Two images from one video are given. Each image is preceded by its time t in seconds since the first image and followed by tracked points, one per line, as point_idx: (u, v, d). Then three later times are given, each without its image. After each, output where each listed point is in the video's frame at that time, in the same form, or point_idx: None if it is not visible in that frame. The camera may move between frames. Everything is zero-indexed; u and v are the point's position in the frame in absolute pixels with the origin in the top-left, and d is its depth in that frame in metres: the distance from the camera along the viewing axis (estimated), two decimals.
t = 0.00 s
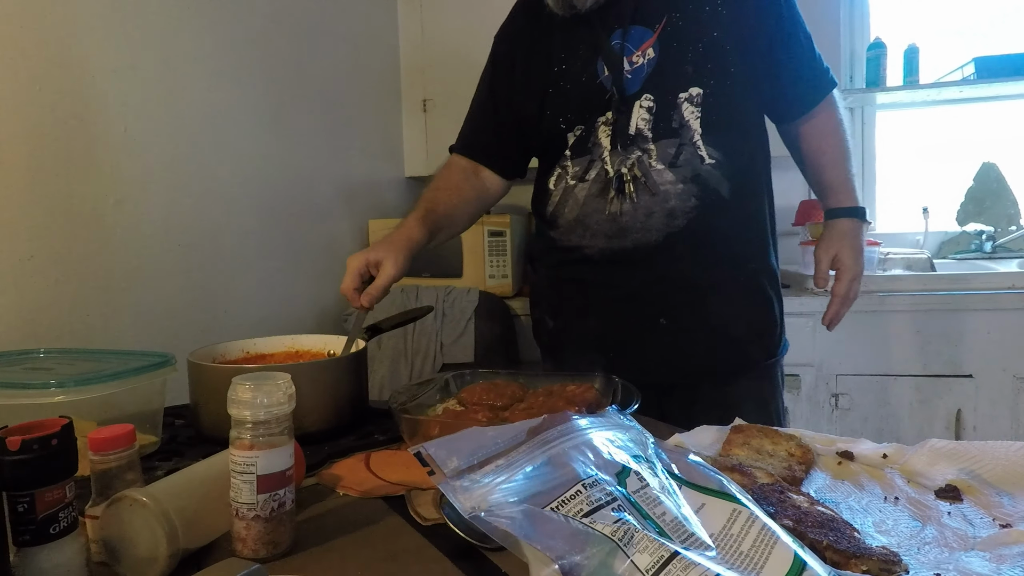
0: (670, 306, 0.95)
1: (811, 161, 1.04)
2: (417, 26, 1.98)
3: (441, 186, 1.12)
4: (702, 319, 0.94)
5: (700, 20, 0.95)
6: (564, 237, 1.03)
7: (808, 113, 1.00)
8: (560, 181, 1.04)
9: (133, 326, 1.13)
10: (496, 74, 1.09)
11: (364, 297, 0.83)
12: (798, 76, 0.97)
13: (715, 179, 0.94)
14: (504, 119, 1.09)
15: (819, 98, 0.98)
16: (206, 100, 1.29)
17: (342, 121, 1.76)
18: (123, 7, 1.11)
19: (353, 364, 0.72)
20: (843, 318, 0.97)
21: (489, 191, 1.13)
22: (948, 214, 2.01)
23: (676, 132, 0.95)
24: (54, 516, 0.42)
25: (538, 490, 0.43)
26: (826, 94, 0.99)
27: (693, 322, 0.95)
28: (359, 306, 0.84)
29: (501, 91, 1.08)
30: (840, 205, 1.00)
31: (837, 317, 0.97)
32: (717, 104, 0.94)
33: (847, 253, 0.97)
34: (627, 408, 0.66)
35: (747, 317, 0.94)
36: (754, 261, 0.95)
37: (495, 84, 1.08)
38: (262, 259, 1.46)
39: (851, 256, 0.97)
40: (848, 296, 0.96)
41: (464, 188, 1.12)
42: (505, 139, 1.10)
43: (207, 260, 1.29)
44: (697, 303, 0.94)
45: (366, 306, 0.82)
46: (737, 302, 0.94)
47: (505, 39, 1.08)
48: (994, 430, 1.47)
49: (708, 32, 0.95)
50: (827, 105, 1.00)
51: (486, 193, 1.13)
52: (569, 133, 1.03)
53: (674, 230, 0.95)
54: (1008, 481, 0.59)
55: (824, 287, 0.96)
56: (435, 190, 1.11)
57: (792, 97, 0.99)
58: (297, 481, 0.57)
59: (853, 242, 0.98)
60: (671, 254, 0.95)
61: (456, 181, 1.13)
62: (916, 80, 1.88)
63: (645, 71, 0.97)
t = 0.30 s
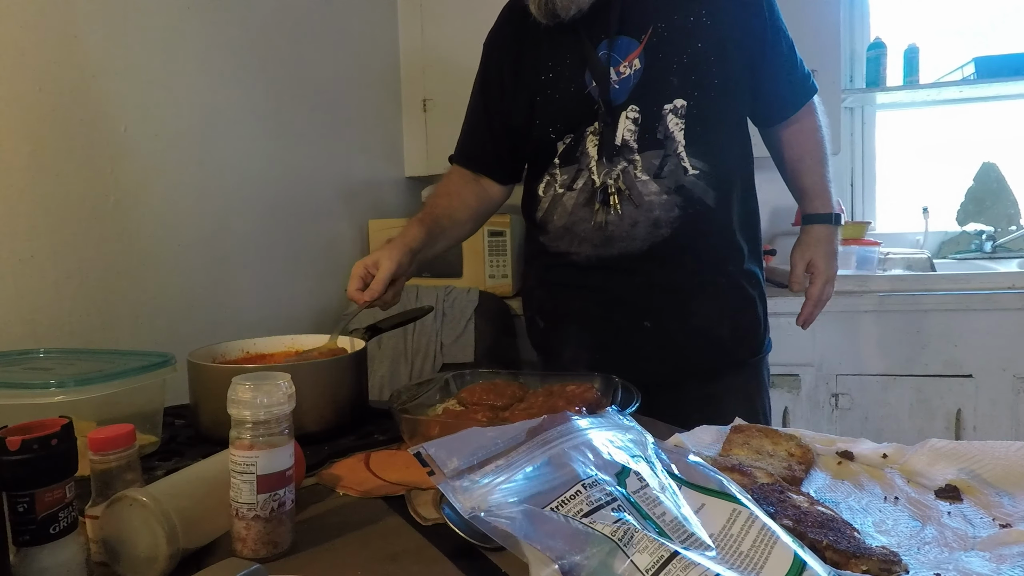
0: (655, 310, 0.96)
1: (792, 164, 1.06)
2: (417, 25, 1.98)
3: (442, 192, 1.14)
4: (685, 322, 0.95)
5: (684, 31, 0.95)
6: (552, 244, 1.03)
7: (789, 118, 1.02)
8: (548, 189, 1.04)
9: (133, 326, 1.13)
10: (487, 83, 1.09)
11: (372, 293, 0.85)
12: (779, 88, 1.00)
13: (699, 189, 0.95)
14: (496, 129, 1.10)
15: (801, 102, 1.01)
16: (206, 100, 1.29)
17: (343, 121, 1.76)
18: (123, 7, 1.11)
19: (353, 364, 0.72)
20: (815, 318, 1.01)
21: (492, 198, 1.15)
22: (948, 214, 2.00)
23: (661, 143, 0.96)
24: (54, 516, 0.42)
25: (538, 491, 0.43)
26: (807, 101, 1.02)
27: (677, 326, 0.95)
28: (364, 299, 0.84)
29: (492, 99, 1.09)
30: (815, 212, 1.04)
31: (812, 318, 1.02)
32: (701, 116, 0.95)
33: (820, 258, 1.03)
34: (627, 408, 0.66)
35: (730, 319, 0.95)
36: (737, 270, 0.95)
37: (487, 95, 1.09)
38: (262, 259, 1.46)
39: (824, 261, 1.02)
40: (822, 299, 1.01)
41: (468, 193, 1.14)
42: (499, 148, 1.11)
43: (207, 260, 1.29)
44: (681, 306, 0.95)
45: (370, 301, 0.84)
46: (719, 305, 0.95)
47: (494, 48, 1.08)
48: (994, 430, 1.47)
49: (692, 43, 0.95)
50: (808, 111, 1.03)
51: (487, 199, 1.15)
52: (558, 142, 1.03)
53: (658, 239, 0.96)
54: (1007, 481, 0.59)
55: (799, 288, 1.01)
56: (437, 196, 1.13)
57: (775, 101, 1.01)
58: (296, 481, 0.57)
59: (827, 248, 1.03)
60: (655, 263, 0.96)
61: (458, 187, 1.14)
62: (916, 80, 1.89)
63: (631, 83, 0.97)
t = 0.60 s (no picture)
0: (648, 310, 0.96)
1: (787, 163, 1.06)
2: (417, 25, 1.98)
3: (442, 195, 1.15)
4: (677, 322, 0.95)
5: (677, 35, 0.95)
6: (547, 246, 1.04)
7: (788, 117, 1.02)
8: (542, 192, 1.04)
9: (133, 326, 1.13)
10: (485, 87, 1.09)
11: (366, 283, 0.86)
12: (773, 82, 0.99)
13: (690, 193, 0.95)
14: (494, 132, 1.10)
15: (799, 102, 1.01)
16: (206, 100, 1.30)
17: (343, 121, 1.76)
18: (123, 7, 1.11)
19: (353, 364, 0.72)
20: (809, 321, 1.00)
21: (491, 200, 1.16)
22: (948, 214, 2.00)
23: (652, 147, 0.96)
24: (54, 516, 0.42)
25: (538, 492, 0.43)
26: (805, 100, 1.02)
27: (669, 326, 0.95)
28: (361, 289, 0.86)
29: (490, 104, 1.09)
30: (810, 212, 1.03)
31: (805, 320, 1.01)
32: (692, 120, 0.95)
33: (815, 259, 1.01)
34: (627, 408, 0.66)
35: (723, 319, 0.95)
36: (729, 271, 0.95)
37: (485, 98, 1.09)
38: (262, 259, 1.46)
39: (819, 262, 1.00)
40: (816, 301, 0.99)
41: (467, 195, 1.15)
42: (498, 151, 1.11)
43: (207, 260, 1.29)
44: (672, 307, 0.95)
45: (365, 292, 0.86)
46: (710, 305, 0.94)
47: (490, 52, 1.09)
48: (994, 430, 1.47)
49: (682, 47, 0.95)
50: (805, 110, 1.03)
51: (486, 202, 1.16)
52: (552, 146, 1.03)
53: (650, 242, 0.96)
54: (1007, 481, 0.59)
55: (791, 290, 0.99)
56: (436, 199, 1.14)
57: (772, 101, 1.00)
58: (297, 481, 0.57)
59: (822, 248, 1.01)
60: (648, 265, 0.96)
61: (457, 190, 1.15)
62: (916, 80, 1.89)
63: (623, 87, 0.97)
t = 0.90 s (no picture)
0: (648, 310, 0.96)
1: (789, 165, 1.06)
2: (417, 25, 1.98)
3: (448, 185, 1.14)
4: (678, 322, 0.95)
5: (680, 36, 0.95)
6: (547, 246, 1.04)
7: (791, 120, 1.01)
8: (543, 192, 1.04)
9: (133, 325, 1.13)
10: (487, 86, 1.09)
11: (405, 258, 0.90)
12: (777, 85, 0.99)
13: (690, 195, 0.95)
14: (495, 130, 1.10)
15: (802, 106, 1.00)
16: (206, 100, 1.30)
17: (343, 120, 1.76)
18: (123, 6, 1.11)
19: (353, 364, 0.72)
20: (807, 326, 1.00)
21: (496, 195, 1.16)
22: (948, 214, 2.00)
23: (653, 148, 0.96)
24: (54, 516, 0.42)
25: (538, 492, 0.43)
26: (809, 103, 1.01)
27: (670, 327, 0.95)
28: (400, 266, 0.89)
29: (491, 102, 1.09)
30: (809, 218, 1.03)
31: (803, 326, 1.01)
32: (694, 122, 0.95)
33: (813, 264, 1.01)
34: (627, 408, 0.66)
35: (723, 321, 0.95)
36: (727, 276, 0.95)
37: (487, 97, 1.09)
38: (261, 258, 1.46)
39: (817, 268, 1.00)
40: (814, 306, 1.00)
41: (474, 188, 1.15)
42: (499, 149, 1.11)
43: (207, 260, 1.29)
44: (672, 307, 0.95)
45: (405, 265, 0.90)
46: (710, 306, 0.94)
47: (493, 51, 1.09)
48: (994, 430, 1.47)
49: (686, 48, 0.95)
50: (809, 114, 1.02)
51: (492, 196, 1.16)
52: (553, 145, 1.03)
53: (650, 243, 0.96)
54: (1007, 481, 0.59)
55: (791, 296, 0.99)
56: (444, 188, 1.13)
57: (776, 104, 1.00)
58: (297, 481, 0.57)
59: (820, 253, 1.01)
60: (648, 266, 0.96)
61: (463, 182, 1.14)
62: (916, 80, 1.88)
63: (626, 88, 0.97)
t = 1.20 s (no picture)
0: (657, 310, 0.96)
1: (796, 164, 1.05)
2: (417, 26, 1.98)
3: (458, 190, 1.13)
4: (689, 323, 0.95)
5: (692, 34, 0.96)
6: (557, 245, 1.03)
7: (798, 119, 1.01)
8: (552, 191, 1.04)
9: (133, 325, 1.13)
10: (495, 84, 1.09)
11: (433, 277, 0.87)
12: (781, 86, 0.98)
13: (704, 193, 0.95)
14: (502, 128, 1.09)
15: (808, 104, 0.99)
16: (206, 100, 1.29)
17: (343, 120, 1.76)
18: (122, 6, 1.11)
19: (353, 364, 0.72)
20: (819, 325, 1.00)
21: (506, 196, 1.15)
22: (948, 214, 2.00)
23: (666, 146, 0.96)
24: (54, 516, 0.42)
25: (538, 491, 0.43)
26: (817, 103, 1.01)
27: (679, 327, 0.95)
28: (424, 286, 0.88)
29: (500, 100, 1.08)
30: (820, 216, 1.03)
31: (814, 324, 1.01)
32: (708, 120, 0.95)
33: (824, 262, 1.01)
34: (627, 407, 0.66)
35: (730, 322, 0.95)
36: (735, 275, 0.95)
37: (495, 94, 1.08)
38: (261, 258, 1.46)
39: (829, 266, 1.01)
40: (825, 304, 1.00)
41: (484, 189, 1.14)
42: (506, 148, 1.10)
43: (206, 260, 1.29)
44: (684, 307, 0.95)
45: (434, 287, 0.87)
46: (720, 306, 0.95)
47: (501, 49, 1.08)
48: (994, 430, 1.47)
49: (700, 46, 0.96)
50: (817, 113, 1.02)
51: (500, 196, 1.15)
52: (564, 143, 1.03)
53: (662, 242, 0.96)
54: (1007, 481, 0.59)
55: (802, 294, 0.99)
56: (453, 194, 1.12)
57: (778, 104, 1.00)
58: (297, 481, 0.57)
59: (832, 251, 1.01)
60: (659, 265, 0.96)
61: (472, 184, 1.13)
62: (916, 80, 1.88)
63: (639, 86, 0.97)
